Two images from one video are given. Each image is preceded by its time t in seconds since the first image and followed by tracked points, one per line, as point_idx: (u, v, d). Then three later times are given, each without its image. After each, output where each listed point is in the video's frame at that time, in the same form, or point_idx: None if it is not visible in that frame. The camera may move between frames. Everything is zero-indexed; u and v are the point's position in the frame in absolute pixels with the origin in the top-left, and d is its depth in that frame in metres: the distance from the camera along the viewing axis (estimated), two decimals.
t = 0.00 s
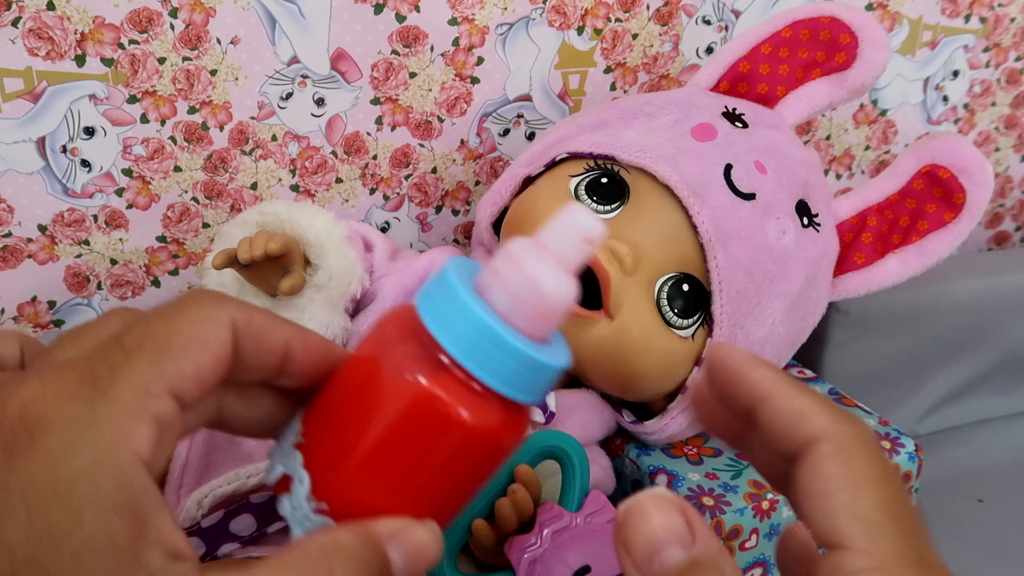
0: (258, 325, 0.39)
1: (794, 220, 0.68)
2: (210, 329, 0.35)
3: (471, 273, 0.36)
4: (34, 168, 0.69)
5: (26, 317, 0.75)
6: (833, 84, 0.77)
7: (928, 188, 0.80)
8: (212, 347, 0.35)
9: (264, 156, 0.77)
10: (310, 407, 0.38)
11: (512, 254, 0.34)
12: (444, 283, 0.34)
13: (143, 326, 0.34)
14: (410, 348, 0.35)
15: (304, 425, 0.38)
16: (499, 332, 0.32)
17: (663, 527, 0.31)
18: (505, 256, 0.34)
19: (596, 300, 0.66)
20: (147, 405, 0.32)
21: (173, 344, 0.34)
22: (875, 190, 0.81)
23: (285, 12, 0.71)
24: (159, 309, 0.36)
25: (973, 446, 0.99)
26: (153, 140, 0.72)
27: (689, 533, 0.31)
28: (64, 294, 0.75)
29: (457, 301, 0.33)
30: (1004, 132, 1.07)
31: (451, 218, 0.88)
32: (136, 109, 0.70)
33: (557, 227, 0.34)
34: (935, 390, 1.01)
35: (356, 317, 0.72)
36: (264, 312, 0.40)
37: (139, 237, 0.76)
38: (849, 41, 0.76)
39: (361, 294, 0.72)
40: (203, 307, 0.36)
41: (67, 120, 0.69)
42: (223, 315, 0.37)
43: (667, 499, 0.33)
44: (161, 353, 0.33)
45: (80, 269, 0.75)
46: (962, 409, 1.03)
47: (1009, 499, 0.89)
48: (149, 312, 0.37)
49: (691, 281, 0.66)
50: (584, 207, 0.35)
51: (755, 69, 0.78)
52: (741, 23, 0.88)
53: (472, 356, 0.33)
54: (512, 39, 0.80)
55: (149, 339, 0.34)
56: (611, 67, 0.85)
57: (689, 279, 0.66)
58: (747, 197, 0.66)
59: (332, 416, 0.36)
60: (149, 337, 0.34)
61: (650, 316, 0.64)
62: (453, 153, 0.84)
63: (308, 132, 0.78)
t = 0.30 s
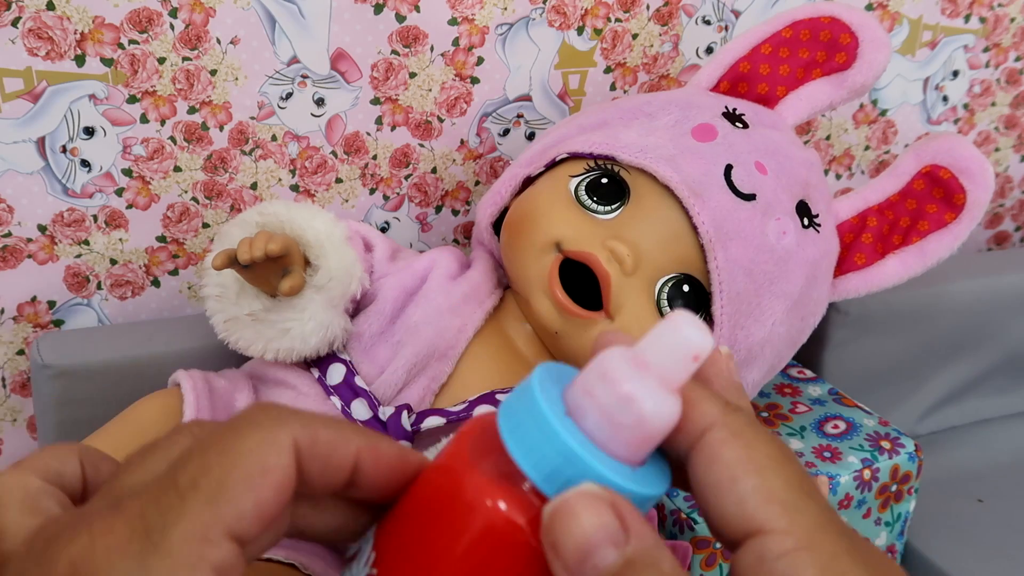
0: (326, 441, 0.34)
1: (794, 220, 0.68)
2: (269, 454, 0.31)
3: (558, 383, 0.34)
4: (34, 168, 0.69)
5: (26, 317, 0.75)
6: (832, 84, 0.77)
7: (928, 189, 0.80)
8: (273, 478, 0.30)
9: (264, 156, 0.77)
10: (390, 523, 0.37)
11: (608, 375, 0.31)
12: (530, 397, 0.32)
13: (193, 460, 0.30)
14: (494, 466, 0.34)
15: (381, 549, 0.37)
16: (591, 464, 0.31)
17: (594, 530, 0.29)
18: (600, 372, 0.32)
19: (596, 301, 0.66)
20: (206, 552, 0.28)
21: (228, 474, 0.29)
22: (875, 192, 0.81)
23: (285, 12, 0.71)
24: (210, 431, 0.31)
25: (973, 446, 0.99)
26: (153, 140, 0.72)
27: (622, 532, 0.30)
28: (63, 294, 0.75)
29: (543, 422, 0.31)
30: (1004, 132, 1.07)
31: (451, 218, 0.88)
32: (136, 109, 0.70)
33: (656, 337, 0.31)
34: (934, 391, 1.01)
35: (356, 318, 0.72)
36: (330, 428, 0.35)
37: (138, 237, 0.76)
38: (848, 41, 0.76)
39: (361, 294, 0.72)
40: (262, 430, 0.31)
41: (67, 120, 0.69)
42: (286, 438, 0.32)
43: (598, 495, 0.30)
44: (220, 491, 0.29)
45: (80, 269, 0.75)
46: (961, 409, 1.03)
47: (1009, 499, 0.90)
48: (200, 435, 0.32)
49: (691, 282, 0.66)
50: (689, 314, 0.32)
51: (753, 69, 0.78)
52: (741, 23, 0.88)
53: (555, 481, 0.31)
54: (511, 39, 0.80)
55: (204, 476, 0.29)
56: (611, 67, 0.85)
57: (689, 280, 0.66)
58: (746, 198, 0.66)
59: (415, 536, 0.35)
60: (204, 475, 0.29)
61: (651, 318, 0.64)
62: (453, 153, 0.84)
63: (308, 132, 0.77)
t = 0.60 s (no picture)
0: (307, 470, 0.35)
1: (794, 221, 0.68)
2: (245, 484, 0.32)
3: (522, 400, 0.33)
4: (34, 168, 0.69)
5: (25, 317, 0.75)
6: (832, 84, 0.77)
7: (928, 189, 0.80)
8: (260, 506, 0.32)
9: (264, 156, 0.77)
10: (382, 551, 0.37)
11: (559, 403, 0.30)
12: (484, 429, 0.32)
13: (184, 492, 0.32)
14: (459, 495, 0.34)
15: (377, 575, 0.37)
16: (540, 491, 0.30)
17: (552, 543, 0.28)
18: (553, 399, 0.30)
19: (596, 301, 0.67)
20: None
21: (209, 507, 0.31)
22: (874, 192, 0.81)
23: (285, 12, 0.71)
24: (197, 456, 0.34)
25: (973, 446, 0.99)
26: (153, 140, 0.72)
27: (581, 544, 0.29)
28: (63, 294, 0.75)
29: (497, 455, 0.31)
30: (1004, 132, 1.07)
31: (451, 218, 0.88)
32: (136, 109, 0.70)
33: (606, 356, 0.30)
34: (934, 391, 1.01)
35: (356, 318, 0.72)
36: (313, 457, 0.36)
37: (138, 237, 0.76)
38: (848, 41, 0.76)
39: (361, 294, 0.72)
40: (244, 456, 0.33)
41: (67, 120, 0.69)
42: (266, 463, 0.33)
43: (552, 510, 0.29)
44: (203, 527, 0.31)
45: (79, 269, 0.75)
46: (961, 409, 1.03)
47: (1009, 499, 0.90)
48: (191, 457, 0.34)
49: (691, 282, 0.66)
50: (639, 321, 0.30)
51: (754, 69, 0.78)
52: (741, 23, 0.88)
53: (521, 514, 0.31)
54: (511, 39, 0.80)
55: (188, 514, 0.31)
56: (611, 67, 0.85)
57: (689, 280, 0.66)
58: (746, 198, 0.66)
59: (405, 566, 0.35)
60: (187, 512, 0.31)
61: (650, 318, 0.64)
62: (453, 153, 0.84)
63: (308, 132, 0.77)
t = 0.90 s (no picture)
0: (230, 411, 0.34)
1: (794, 220, 0.68)
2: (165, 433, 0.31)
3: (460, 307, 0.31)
4: (34, 168, 0.69)
5: (25, 317, 0.75)
6: (832, 84, 0.77)
7: (928, 188, 0.80)
8: (185, 451, 0.31)
9: (263, 156, 0.77)
10: (320, 485, 0.34)
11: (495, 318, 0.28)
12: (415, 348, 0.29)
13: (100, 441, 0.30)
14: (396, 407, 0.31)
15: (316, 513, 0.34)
16: (473, 399, 0.28)
17: (547, 552, 0.29)
18: (487, 312, 0.28)
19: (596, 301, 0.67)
20: (126, 536, 0.28)
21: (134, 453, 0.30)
22: (875, 192, 0.80)
23: (285, 12, 0.71)
24: (116, 410, 0.32)
25: (972, 446, 0.99)
26: (153, 140, 0.72)
27: (572, 550, 0.29)
28: (63, 294, 0.75)
29: (432, 373, 0.28)
30: (1004, 132, 1.07)
31: (451, 218, 0.89)
32: (136, 109, 0.70)
33: (539, 277, 0.29)
34: (934, 391, 1.01)
35: (356, 318, 0.72)
36: (236, 399, 0.35)
37: (138, 237, 0.76)
38: (848, 41, 0.76)
39: (361, 294, 0.72)
40: (165, 405, 0.32)
41: (67, 120, 0.69)
42: (190, 410, 0.32)
43: (540, 516, 0.30)
44: (128, 475, 0.29)
45: (79, 269, 0.75)
46: (961, 409, 1.03)
47: (1009, 499, 0.90)
48: (109, 409, 0.32)
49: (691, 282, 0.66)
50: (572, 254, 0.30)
51: (753, 69, 0.78)
52: (741, 23, 0.88)
53: (458, 426, 0.28)
54: (511, 39, 0.80)
55: (112, 465, 0.29)
56: (611, 67, 0.85)
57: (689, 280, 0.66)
58: (746, 198, 0.66)
59: (342, 488, 0.32)
60: (112, 463, 0.29)
61: (650, 318, 0.64)
62: (452, 153, 0.84)
63: (308, 132, 0.78)
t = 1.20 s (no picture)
0: (174, 355, 0.41)
1: (794, 220, 0.68)
2: (122, 378, 0.38)
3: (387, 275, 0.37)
4: (34, 168, 0.69)
5: (25, 318, 0.75)
6: (832, 84, 0.77)
7: (927, 189, 0.80)
8: (138, 388, 0.38)
9: (263, 156, 0.77)
10: (256, 419, 0.40)
11: (420, 282, 0.34)
12: (352, 306, 0.36)
13: (67, 391, 0.38)
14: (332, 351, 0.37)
15: (252, 437, 0.40)
16: (400, 343, 0.34)
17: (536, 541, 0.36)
18: (413, 274, 0.34)
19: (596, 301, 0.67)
20: (94, 460, 0.36)
21: (103, 400, 0.37)
22: (874, 192, 0.80)
23: (284, 13, 0.71)
24: (76, 360, 0.39)
25: (972, 446, 0.99)
26: (152, 141, 0.72)
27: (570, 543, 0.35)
28: (63, 294, 0.75)
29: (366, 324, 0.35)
30: (1003, 132, 1.07)
31: (451, 218, 0.88)
32: (135, 109, 0.70)
33: (457, 239, 0.34)
34: (934, 391, 1.01)
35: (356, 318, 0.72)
36: (179, 344, 0.41)
37: (138, 237, 0.76)
38: (848, 41, 0.76)
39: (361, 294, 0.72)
40: (116, 348, 0.39)
41: (67, 120, 0.69)
42: (139, 351, 0.39)
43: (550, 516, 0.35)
44: (92, 410, 0.37)
45: (79, 269, 0.75)
46: (961, 409, 1.03)
47: (1009, 499, 0.90)
48: (71, 361, 0.40)
49: (691, 282, 0.66)
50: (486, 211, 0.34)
51: (753, 69, 0.78)
52: (741, 23, 0.89)
53: (383, 368, 0.35)
54: (511, 39, 0.80)
55: (77, 400, 0.37)
56: (611, 67, 0.85)
57: (689, 280, 0.66)
58: (746, 197, 0.66)
59: (280, 426, 0.38)
60: (77, 399, 0.37)
61: (650, 318, 0.65)
62: (452, 153, 0.84)
63: (307, 132, 0.78)
